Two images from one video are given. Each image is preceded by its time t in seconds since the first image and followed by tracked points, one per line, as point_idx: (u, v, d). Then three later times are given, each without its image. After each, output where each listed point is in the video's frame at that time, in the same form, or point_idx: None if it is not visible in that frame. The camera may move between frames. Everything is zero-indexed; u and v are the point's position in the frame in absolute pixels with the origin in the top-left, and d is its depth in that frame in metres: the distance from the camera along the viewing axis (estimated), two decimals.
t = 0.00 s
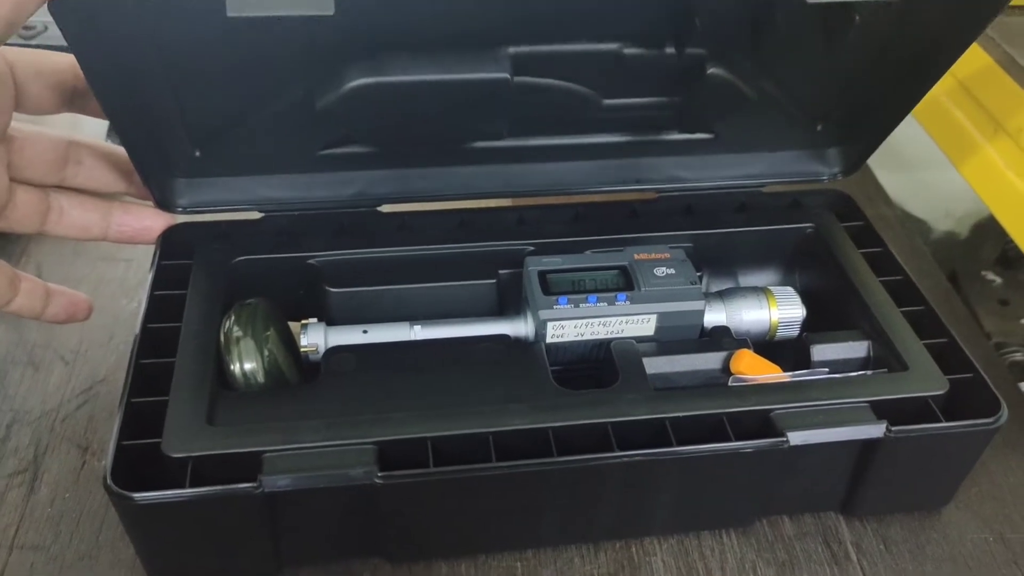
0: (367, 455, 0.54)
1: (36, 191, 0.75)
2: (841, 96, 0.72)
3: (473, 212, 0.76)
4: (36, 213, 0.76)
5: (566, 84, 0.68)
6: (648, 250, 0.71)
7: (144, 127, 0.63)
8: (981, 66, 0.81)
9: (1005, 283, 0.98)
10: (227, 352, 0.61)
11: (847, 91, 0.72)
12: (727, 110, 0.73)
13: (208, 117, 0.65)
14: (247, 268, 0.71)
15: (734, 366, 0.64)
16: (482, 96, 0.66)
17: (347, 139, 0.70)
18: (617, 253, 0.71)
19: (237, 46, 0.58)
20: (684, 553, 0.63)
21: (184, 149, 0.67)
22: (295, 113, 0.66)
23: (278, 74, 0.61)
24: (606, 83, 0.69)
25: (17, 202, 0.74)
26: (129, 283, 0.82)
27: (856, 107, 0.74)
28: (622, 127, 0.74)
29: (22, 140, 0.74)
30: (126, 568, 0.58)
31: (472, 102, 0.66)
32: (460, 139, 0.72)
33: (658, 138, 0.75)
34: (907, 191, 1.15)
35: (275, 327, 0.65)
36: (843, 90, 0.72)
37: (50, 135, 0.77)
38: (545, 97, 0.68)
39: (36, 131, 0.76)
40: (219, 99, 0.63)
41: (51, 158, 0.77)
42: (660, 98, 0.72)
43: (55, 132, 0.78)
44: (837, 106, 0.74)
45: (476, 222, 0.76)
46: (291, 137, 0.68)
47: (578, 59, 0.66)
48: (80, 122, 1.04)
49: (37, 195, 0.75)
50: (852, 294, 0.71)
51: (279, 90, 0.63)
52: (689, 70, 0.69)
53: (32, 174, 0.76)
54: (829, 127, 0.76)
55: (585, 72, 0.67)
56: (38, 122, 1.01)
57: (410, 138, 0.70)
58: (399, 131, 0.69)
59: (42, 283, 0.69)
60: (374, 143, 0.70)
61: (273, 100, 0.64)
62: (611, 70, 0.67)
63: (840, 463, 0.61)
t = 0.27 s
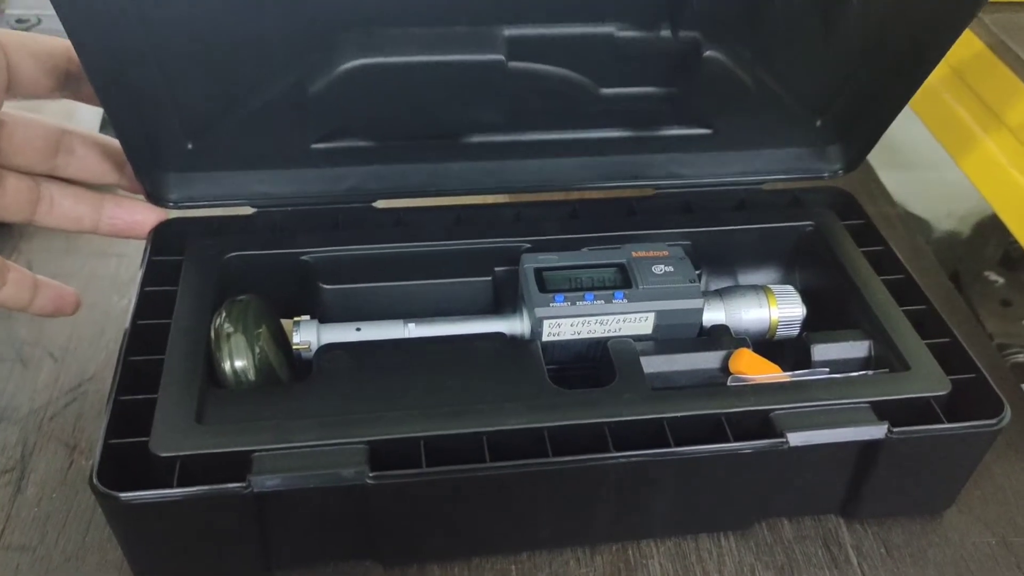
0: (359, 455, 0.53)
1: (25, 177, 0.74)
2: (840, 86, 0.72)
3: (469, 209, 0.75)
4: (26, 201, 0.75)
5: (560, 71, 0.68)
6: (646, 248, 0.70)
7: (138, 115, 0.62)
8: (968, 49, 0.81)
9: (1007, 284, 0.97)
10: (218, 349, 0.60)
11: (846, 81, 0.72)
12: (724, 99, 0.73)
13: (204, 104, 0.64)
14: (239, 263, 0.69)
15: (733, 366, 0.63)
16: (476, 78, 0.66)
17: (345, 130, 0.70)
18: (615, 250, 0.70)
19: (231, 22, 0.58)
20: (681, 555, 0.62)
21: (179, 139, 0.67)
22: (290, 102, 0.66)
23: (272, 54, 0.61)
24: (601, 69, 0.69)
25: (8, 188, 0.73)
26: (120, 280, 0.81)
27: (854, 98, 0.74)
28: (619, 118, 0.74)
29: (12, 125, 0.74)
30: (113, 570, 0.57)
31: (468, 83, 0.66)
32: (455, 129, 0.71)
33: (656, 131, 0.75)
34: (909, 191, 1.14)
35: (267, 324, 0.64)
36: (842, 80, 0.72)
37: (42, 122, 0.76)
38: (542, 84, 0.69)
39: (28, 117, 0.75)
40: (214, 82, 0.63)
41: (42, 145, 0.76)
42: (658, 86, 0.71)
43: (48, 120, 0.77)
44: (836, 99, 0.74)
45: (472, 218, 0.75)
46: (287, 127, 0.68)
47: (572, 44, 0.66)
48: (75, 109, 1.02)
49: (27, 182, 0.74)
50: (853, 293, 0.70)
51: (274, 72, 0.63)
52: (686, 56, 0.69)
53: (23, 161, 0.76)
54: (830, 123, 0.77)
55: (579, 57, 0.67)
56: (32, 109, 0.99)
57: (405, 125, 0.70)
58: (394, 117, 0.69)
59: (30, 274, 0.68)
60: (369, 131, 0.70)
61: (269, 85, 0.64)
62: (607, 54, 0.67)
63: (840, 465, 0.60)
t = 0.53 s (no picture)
0: (352, 460, 0.52)
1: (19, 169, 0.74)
2: (840, 82, 0.72)
3: (466, 209, 0.74)
4: (16, 193, 0.73)
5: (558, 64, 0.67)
6: (645, 250, 0.69)
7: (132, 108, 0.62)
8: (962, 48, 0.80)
9: (1010, 288, 0.95)
10: (208, 352, 0.59)
11: (846, 77, 0.72)
12: (725, 95, 0.72)
13: (200, 97, 0.64)
14: (233, 265, 0.68)
15: (733, 371, 0.62)
16: (476, 67, 0.65)
17: (342, 127, 0.69)
18: (614, 252, 0.69)
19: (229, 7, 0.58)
20: (679, 563, 0.61)
21: (173, 136, 0.66)
22: (287, 94, 0.65)
23: (269, 44, 0.61)
24: (600, 63, 0.68)
25: None
26: (113, 280, 0.80)
27: (856, 95, 0.73)
28: (618, 116, 0.73)
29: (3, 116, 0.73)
30: None
31: (466, 77, 0.66)
32: (452, 126, 0.70)
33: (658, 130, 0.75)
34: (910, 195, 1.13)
35: (259, 326, 0.63)
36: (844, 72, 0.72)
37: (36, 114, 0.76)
38: (540, 79, 0.68)
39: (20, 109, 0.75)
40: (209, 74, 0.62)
41: (34, 137, 0.75)
42: (658, 82, 0.71)
43: (41, 113, 0.77)
44: (837, 97, 0.74)
45: (469, 219, 0.74)
46: (283, 123, 0.67)
47: (570, 35, 0.65)
48: (72, 105, 1.01)
49: (20, 173, 0.73)
50: (855, 298, 0.69)
51: (269, 62, 0.62)
52: (686, 52, 0.68)
53: (15, 153, 0.75)
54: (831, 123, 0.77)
55: (578, 50, 0.67)
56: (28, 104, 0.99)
57: (401, 122, 0.69)
58: (391, 114, 0.68)
59: (18, 267, 0.67)
60: (366, 129, 0.69)
61: (265, 79, 0.63)
62: (606, 48, 0.67)
63: (842, 472, 0.59)
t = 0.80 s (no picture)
0: (348, 477, 0.52)
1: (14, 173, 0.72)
2: (841, 91, 0.72)
3: (466, 219, 0.74)
4: (10, 197, 0.72)
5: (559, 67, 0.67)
6: (646, 263, 0.68)
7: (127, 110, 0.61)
8: (966, 56, 0.79)
9: (1013, 298, 0.94)
10: (203, 364, 0.59)
11: (847, 86, 0.71)
12: (727, 102, 0.71)
13: (197, 103, 0.63)
14: (229, 274, 0.68)
15: (734, 388, 0.62)
16: (476, 70, 0.64)
17: (340, 135, 0.68)
18: (614, 264, 0.68)
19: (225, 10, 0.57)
20: None
21: (169, 142, 0.65)
22: (285, 100, 0.64)
23: (266, 48, 0.60)
24: (601, 70, 0.68)
25: None
26: (108, 288, 0.80)
27: (857, 104, 0.73)
28: (618, 124, 0.73)
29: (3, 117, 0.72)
30: None
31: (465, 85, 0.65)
32: (451, 135, 0.70)
33: (658, 141, 0.73)
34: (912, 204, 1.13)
35: (255, 337, 0.62)
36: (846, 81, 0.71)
37: (34, 116, 0.75)
38: (540, 85, 0.68)
39: (18, 111, 0.74)
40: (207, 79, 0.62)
41: (31, 140, 0.74)
42: (658, 88, 0.70)
43: (37, 115, 0.75)
44: (839, 107, 0.74)
45: (468, 228, 0.74)
46: (281, 131, 0.67)
47: (571, 38, 0.65)
48: (70, 109, 1.00)
49: (16, 177, 0.72)
50: (859, 312, 0.69)
51: (267, 68, 0.62)
52: (686, 59, 0.68)
53: (10, 154, 0.74)
54: (832, 134, 0.76)
55: (579, 53, 0.66)
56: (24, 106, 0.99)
57: (400, 130, 0.68)
58: (390, 122, 0.67)
59: (9, 274, 0.66)
60: (364, 137, 0.69)
61: (262, 85, 0.63)
62: (606, 53, 0.66)
63: (844, 491, 0.59)
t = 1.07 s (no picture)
0: (353, 489, 0.50)
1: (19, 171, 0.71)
2: (855, 94, 0.71)
3: (474, 223, 0.73)
4: (14, 196, 0.71)
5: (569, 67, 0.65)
6: (658, 271, 0.67)
7: (127, 109, 0.60)
8: (980, 59, 0.78)
9: None
10: (205, 371, 0.57)
11: (861, 89, 0.70)
12: (740, 106, 0.70)
13: (201, 103, 0.62)
14: (233, 278, 0.66)
15: (748, 400, 0.60)
16: (485, 70, 0.63)
17: (346, 137, 0.67)
18: (625, 272, 0.67)
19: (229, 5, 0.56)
20: None
21: (171, 144, 0.64)
22: (290, 100, 0.63)
23: (270, 45, 0.59)
24: (612, 70, 0.66)
25: None
26: (110, 291, 0.78)
27: (871, 108, 0.72)
28: (628, 127, 0.71)
29: (4, 114, 0.71)
30: None
31: (472, 87, 0.64)
32: (459, 137, 0.68)
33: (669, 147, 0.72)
34: (925, 207, 1.12)
35: (258, 343, 0.60)
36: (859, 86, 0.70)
37: (37, 115, 0.74)
38: (549, 86, 0.67)
39: (21, 108, 0.73)
40: (210, 79, 0.61)
41: (33, 139, 0.73)
42: (669, 89, 0.69)
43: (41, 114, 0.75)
44: (854, 111, 0.72)
45: (476, 233, 0.73)
46: (286, 133, 0.65)
47: (581, 38, 0.63)
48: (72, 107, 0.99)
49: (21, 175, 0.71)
50: (874, 322, 0.67)
51: (271, 65, 0.61)
52: (698, 61, 0.66)
53: (12, 152, 0.73)
54: (847, 140, 0.75)
55: (590, 52, 0.65)
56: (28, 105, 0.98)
57: (407, 133, 0.67)
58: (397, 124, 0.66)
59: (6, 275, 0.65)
60: (371, 139, 0.67)
61: (267, 84, 0.62)
62: (617, 53, 0.65)
63: (860, 506, 0.57)
